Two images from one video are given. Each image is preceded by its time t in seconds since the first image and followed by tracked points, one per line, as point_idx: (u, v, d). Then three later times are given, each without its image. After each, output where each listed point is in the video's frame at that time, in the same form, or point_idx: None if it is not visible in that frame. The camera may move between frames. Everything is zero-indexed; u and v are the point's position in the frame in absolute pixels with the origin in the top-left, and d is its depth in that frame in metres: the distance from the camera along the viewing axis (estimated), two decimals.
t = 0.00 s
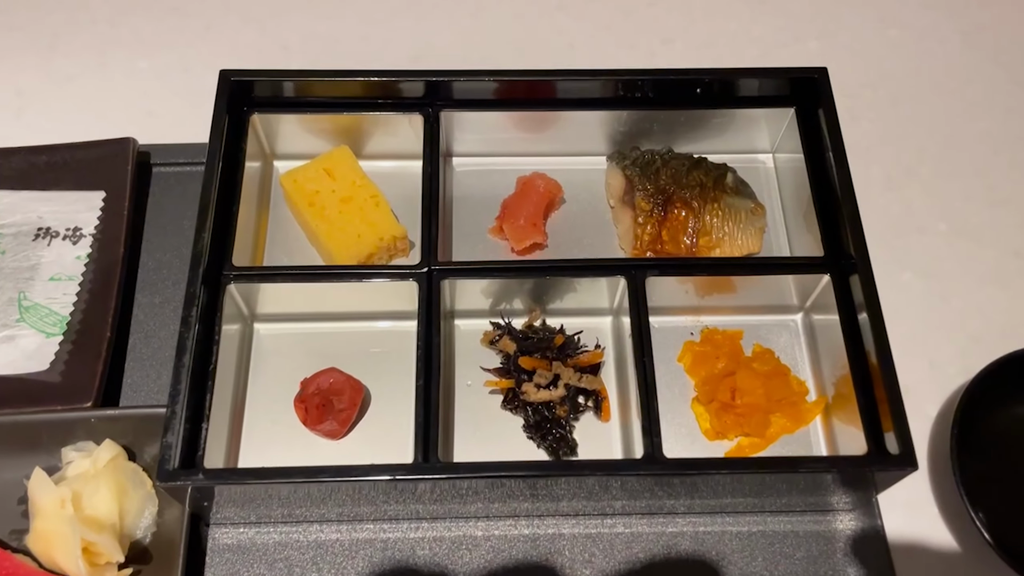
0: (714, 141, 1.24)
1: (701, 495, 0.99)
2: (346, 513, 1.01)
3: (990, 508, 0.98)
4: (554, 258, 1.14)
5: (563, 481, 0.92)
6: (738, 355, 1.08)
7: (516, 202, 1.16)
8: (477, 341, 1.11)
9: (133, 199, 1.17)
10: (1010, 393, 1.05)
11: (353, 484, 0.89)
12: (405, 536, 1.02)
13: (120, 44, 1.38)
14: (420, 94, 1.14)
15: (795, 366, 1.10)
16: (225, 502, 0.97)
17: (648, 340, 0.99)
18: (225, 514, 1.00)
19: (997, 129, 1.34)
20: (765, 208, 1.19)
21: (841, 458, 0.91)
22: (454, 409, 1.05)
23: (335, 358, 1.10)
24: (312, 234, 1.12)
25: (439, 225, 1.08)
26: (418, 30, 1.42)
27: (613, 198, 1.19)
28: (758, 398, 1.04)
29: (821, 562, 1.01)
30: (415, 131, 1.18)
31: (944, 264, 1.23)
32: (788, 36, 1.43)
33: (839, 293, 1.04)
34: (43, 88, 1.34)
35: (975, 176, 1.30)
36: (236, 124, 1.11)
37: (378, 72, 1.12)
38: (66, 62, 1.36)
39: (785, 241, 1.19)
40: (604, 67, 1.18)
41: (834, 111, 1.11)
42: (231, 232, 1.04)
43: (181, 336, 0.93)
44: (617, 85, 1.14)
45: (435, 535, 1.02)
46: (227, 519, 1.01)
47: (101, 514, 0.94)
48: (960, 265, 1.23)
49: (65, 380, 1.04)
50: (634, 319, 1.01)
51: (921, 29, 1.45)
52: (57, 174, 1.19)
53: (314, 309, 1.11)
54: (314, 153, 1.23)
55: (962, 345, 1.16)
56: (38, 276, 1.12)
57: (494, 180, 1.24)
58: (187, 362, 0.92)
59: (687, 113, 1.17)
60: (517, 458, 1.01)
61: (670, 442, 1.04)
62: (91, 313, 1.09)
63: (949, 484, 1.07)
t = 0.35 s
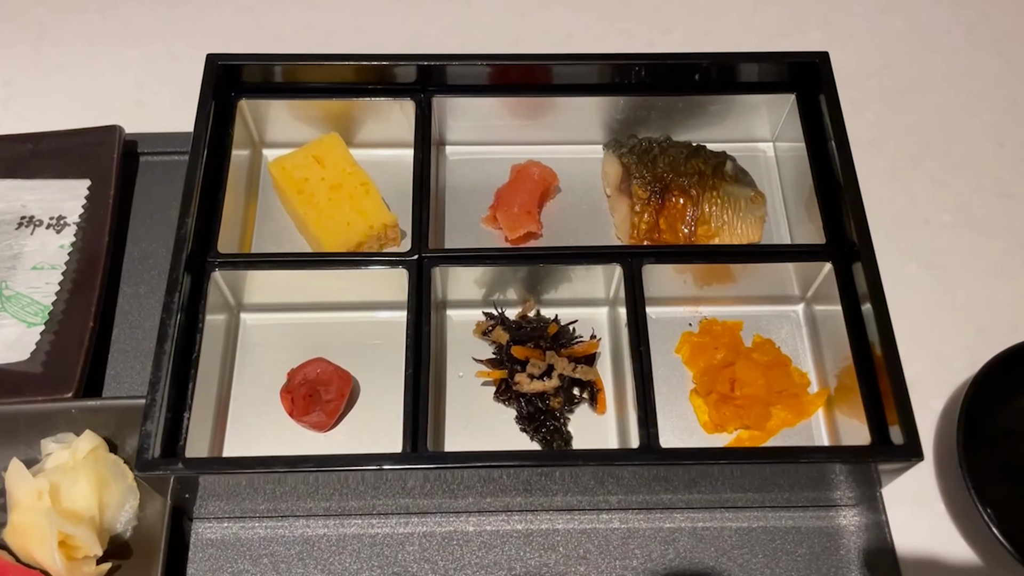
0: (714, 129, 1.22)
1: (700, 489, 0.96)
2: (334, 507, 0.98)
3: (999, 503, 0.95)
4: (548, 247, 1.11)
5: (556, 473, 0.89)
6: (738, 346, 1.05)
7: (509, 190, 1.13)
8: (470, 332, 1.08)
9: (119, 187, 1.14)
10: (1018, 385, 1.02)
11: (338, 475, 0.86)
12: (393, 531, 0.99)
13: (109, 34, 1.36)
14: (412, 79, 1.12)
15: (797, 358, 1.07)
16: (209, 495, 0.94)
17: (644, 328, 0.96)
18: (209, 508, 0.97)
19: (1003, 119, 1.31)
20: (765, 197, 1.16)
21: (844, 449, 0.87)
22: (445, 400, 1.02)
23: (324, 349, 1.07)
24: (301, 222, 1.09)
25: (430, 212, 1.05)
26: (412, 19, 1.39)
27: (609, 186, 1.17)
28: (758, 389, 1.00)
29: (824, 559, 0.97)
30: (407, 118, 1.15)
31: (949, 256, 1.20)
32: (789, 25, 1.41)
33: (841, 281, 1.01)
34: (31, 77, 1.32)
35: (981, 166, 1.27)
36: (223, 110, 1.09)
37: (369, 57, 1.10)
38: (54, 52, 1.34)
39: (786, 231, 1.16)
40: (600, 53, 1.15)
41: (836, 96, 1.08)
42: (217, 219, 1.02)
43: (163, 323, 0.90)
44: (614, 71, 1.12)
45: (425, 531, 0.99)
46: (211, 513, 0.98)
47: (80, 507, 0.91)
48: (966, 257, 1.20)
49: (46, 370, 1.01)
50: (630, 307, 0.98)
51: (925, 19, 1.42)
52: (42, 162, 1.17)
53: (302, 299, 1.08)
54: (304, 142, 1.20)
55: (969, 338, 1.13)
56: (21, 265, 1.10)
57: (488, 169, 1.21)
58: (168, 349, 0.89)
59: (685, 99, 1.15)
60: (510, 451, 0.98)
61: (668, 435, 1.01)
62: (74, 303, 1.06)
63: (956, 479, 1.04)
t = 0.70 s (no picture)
0: (711, 131, 1.21)
1: (696, 491, 0.95)
2: (327, 509, 0.97)
3: (998, 505, 0.94)
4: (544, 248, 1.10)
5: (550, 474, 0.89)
6: (735, 346, 1.04)
7: (504, 191, 1.13)
8: (465, 334, 1.08)
9: (114, 189, 1.14)
10: (1017, 386, 1.01)
11: (330, 475, 0.86)
12: (387, 533, 0.98)
13: (107, 38, 1.37)
14: (407, 81, 1.12)
15: (794, 359, 1.06)
16: (201, 497, 0.93)
17: (639, 328, 0.96)
18: (201, 510, 0.96)
19: (1002, 120, 1.31)
20: (762, 198, 1.15)
21: (840, 449, 0.87)
22: (439, 402, 1.01)
23: (318, 351, 1.06)
24: (296, 224, 1.09)
25: (425, 212, 1.05)
26: (409, 22, 1.40)
27: (605, 187, 1.16)
28: (755, 390, 0.99)
29: (822, 561, 0.96)
30: (402, 120, 1.15)
31: (948, 257, 1.19)
32: (786, 27, 1.41)
33: (838, 281, 1.00)
34: (28, 81, 1.32)
35: (980, 168, 1.27)
36: (218, 112, 1.09)
37: (364, 58, 1.10)
38: (52, 56, 1.35)
39: (783, 232, 1.16)
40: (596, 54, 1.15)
41: (832, 96, 1.08)
42: (210, 219, 1.02)
43: (155, 323, 0.90)
44: (609, 72, 1.11)
45: (418, 533, 0.98)
46: (203, 515, 0.97)
47: (71, 508, 0.91)
48: (965, 258, 1.19)
49: (40, 372, 1.01)
50: (625, 307, 0.97)
51: (923, 22, 1.42)
52: (38, 164, 1.17)
53: (297, 300, 1.08)
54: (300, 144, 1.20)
55: (968, 339, 1.12)
56: (16, 267, 1.09)
57: (484, 171, 1.21)
58: (160, 349, 0.89)
59: (681, 100, 1.14)
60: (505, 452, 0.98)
61: (664, 437, 1.00)
62: (68, 304, 1.06)
63: (955, 481, 1.03)
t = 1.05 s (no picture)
0: (709, 134, 1.20)
1: (695, 500, 0.93)
2: (318, 519, 0.95)
3: (1005, 513, 0.91)
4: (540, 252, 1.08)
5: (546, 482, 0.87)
6: (734, 352, 1.02)
7: (499, 195, 1.11)
8: (459, 340, 1.06)
9: (104, 194, 1.13)
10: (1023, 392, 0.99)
11: (319, 484, 0.84)
12: (379, 544, 0.96)
13: (100, 43, 1.36)
14: (401, 83, 1.10)
15: (795, 365, 1.04)
16: (189, 507, 0.91)
17: (636, 333, 0.94)
18: (188, 520, 0.94)
19: (1005, 122, 1.29)
20: (762, 201, 1.13)
21: (842, 456, 0.84)
22: (432, 409, 0.99)
23: (310, 358, 1.04)
24: (287, 228, 1.07)
25: (418, 216, 1.03)
26: (404, 26, 1.38)
27: (602, 191, 1.13)
28: (755, 396, 0.97)
29: (824, 572, 0.94)
30: (395, 123, 1.14)
31: (951, 261, 1.17)
32: (786, 29, 1.39)
33: (840, 285, 0.98)
34: (19, 86, 1.31)
35: (983, 171, 1.25)
36: (208, 115, 1.08)
37: (357, 60, 1.08)
38: (44, 61, 1.33)
39: (783, 236, 1.14)
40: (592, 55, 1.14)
41: (832, 97, 1.06)
42: (199, 224, 1.00)
43: (141, 329, 0.88)
44: (605, 73, 1.10)
45: (411, 544, 0.96)
46: (191, 525, 0.95)
47: (55, 518, 0.89)
48: (969, 262, 1.17)
49: (26, 379, 0.99)
50: (622, 312, 0.95)
51: (925, 24, 1.40)
52: (26, 169, 1.15)
53: (288, 306, 1.06)
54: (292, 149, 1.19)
55: (972, 344, 1.10)
56: (3, 274, 1.08)
57: (479, 175, 1.19)
58: (146, 355, 0.87)
59: (678, 102, 1.13)
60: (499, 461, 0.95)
61: (663, 445, 0.98)
62: (56, 311, 1.04)
63: (961, 490, 1.00)
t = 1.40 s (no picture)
0: (708, 135, 1.17)
1: (695, 509, 0.91)
2: (308, 530, 0.93)
3: (1013, 523, 0.89)
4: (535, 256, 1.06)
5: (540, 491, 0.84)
6: (734, 357, 0.99)
7: (494, 198, 1.08)
8: (453, 345, 1.03)
9: (91, 198, 1.11)
10: None
11: (306, 494, 0.81)
12: (370, 556, 0.93)
13: (91, 46, 1.34)
14: (393, 84, 1.08)
15: (796, 371, 1.02)
16: (174, 517, 0.89)
17: (632, 338, 0.91)
18: (175, 531, 0.92)
19: (1010, 123, 1.27)
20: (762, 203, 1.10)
21: (845, 464, 0.82)
22: (425, 417, 0.97)
23: (300, 365, 1.02)
24: (277, 232, 1.05)
25: (410, 219, 1.01)
26: (399, 28, 1.36)
27: (598, 194, 1.11)
28: (755, 403, 0.94)
29: None
30: (388, 125, 1.12)
31: (956, 264, 1.15)
32: (786, 30, 1.37)
33: (842, 288, 0.95)
34: (8, 90, 1.29)
35: (988, 172, 1.22)
36: (196, 117, 1.06)
37: (348, 61, 1.06)
38: (34, 65, 1.32)
39: (783, 238, 1.11)
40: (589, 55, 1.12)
41: (832, 96, 1.04)
42: (187, 227, 0.98)
43: (125, 335, 0.86)
44: (601, 73, 1.08)
45: (403, 555, 0.93)
46: (177, 536, 0.93)
47: (38, 530, 0.87)
48: (974, 265, 1.15)
49: (9, 387, 0.97)
50: (619, 317, 0.93)
51: (927, 24, 1.38)
52: (13, 174, 1.13)
53: (278, 311, 1.04)
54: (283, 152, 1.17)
55: (978, 349, 1.08)
56: None
57: (474, 178, 1.17)
58: (130, 362, 0.84)
59: (676, 103, 1.11)
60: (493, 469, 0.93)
61: (661, 453, 0.95)
62: (42, 317, 1.02)
63: (968, 499, 0.98)
